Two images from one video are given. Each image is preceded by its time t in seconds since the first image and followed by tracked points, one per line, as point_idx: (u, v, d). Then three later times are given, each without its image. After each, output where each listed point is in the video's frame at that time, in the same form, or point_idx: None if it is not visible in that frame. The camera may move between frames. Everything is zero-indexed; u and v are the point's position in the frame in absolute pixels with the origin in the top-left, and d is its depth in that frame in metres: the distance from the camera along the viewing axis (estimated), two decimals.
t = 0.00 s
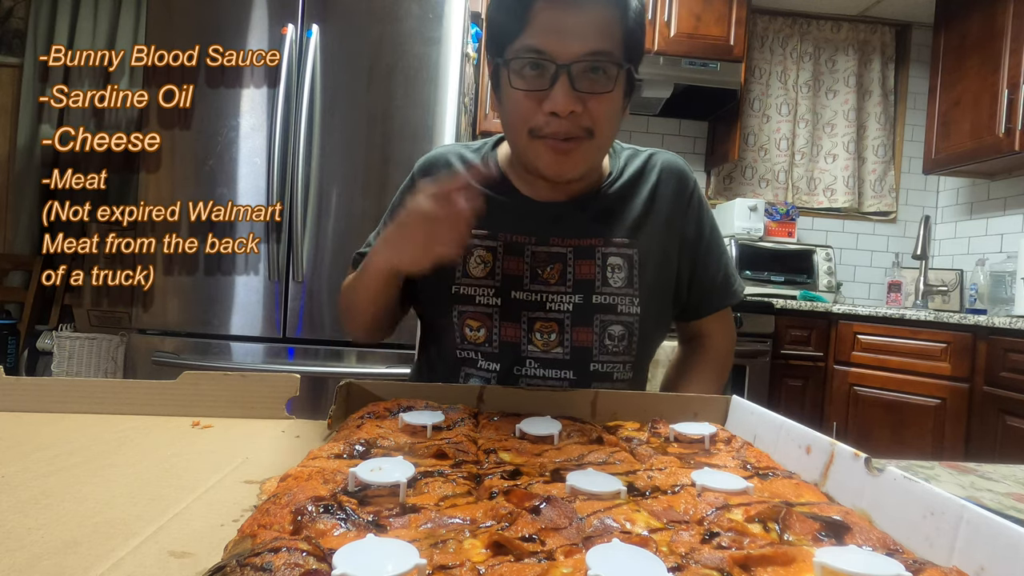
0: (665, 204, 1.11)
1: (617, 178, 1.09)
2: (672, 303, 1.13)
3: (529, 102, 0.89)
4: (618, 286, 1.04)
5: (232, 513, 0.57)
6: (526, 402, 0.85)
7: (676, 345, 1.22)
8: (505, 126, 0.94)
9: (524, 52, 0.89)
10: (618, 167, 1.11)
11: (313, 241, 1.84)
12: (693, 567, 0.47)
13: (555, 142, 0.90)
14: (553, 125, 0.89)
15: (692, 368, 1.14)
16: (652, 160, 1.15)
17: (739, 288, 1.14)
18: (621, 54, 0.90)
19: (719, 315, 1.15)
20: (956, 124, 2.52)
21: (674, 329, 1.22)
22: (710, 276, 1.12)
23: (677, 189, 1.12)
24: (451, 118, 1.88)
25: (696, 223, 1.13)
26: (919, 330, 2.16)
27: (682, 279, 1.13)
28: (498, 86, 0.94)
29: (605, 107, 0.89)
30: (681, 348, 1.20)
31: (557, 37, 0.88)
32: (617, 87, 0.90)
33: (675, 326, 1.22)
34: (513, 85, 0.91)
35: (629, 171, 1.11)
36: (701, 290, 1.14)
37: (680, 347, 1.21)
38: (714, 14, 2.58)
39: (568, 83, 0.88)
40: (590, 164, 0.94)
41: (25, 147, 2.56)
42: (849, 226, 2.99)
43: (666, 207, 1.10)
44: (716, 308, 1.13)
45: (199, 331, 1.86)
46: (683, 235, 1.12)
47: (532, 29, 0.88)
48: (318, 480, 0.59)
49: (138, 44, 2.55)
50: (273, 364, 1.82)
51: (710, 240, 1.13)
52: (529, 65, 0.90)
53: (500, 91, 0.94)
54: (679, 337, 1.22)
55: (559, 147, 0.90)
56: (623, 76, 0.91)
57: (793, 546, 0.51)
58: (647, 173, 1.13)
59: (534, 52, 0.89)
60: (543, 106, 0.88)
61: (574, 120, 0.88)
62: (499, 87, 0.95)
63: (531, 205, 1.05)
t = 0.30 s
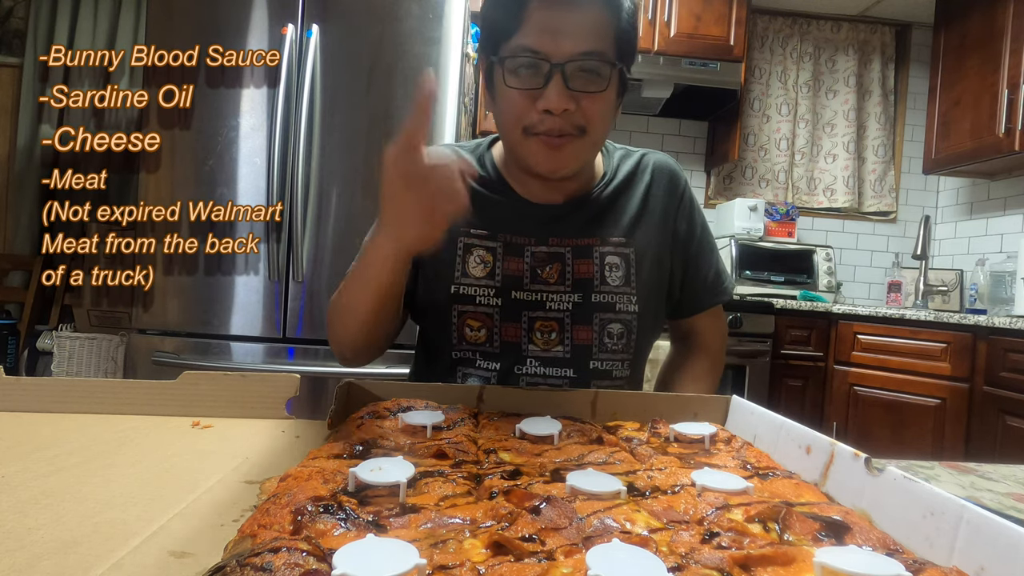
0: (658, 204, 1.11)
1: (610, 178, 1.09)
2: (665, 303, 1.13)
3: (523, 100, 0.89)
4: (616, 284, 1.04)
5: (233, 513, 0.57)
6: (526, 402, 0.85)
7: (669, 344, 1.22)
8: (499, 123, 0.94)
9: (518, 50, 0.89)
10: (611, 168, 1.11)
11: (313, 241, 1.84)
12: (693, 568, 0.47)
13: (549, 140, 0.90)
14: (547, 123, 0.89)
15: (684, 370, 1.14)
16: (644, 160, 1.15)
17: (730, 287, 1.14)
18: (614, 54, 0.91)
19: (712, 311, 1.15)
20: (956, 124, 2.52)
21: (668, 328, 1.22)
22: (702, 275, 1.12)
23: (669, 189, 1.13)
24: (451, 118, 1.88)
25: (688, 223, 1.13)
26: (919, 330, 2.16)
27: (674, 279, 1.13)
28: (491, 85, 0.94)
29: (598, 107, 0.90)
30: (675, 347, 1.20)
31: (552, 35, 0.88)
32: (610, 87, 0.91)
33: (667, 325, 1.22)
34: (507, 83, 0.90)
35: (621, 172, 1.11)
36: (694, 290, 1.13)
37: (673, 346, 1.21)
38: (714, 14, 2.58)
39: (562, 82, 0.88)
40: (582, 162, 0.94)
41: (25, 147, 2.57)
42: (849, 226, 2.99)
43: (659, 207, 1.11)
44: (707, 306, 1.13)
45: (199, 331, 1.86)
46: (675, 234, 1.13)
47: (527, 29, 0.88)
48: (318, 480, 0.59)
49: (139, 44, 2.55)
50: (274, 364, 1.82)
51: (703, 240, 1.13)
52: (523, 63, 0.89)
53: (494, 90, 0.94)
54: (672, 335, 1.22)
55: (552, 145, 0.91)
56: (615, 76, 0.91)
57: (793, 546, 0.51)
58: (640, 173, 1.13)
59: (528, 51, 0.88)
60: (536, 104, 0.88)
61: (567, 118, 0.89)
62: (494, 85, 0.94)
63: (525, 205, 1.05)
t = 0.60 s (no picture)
0: (656, 202, 1.11)
1: (608, 177, 1.09)
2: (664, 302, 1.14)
3: (522, 101, 0.89)
4: (614, 285, 1.04)
5: (232, 513, 0.57)
6: (525, 402, 0.85)
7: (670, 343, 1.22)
8: (497, 122, 0.94)
9: (519, 51, 0.88)
10: (609, 167, 1.11)
11: (313, 241, 1.84)
12: (693, 568, 0.47)
13: (547, 144, 0.91)
14: (546, 124, 0.89)
15: (687, 368, 1.13)
16: (642, 158, 1.15)
17: (731, 285, 1.14)
18: (614, 56, 0.90)
19: (713, 310, 1.15)
20: (956, 124, 2.52)
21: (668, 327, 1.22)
22: (701, 273, 1.12)
23: (667, 188, 1.13)
24: (451, 118, 1.88)
25: (687, 221, 1.13)
26: (919, 330, 2.16)
27: (673, 277, 1.14)
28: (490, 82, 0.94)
29: (598, 110, 0.90)
30: (676, 347, 1.20)
31: (551, 35, 0.86)
32: (609, 90, 0.91)
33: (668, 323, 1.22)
34: (507, 83, 0.90)
35: (620, 171, 1.11)
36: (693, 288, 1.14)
37: (674, 344, 1.21)
38: (714, 14, 2.58)
39: (562, 84, 0.87)
40: (578, 163, 0.95)
41: (25, 147, 2.57)
42: (849, 226, 2.99)
43: (658, 205, 1.11)
44: (708, 304, 1.13)
45: (199, 331, 1.86)
46: (674, 232, 1.13)
47: (527, 29, 0.87)
48: (318, 480, 0.59)
49: (139, 44, 2.55)
50: (273, 364, 1.81)
51: (702, 237, 1.13)
52: (523, 64, 0.89)
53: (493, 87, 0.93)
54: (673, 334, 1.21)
55: (549, 146, 0.91)
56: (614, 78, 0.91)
57: (793, 546, 0.51)
58: (639, 171, 1.13)
59: (528, 52, 0.88)
60: (536, 105, 0.88)
61: (566, 120, 0.89)
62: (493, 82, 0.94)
63: (523, 206, 1.04)
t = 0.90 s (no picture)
0: (658, 202, 1.11)
1: (609, 178, 1.09)
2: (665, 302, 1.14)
3: (521, 106, 0.89)
4: (613, 288, 1.04)
5: (232, 513, 0.57)
6: (524, 403, 0.85)
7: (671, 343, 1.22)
8: (496, 128, 0.94)
9: (517, 57, 0.88)
10: (609, 168, 1.11)
11: (313, 241, 1.84)
12: (693, 568, 0.47)
13: (547, 148, 0.91)
14: (546, 129, 0.89)
15: (689, 368, 1.13)
16: (644, 159, 1.15)
17: (732, 286, 1.14)
18: (612, 58, 0.90)
19: (714, 311, 1.15)
20: (956, 124, 2.52)
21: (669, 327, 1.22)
22: (703, 274, 1.12)
23: (669, 189, 1.13)
24: (451, 118, 1.88)
25: (689, 221, 1.13)
26: (919, 330, 2.16)
27: (674, 278, 1.14)
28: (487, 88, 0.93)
29: (600, 112, 0.90)
30: (676, 347, 1.20)
31: (548, 41, 0.86)
32: (608, 92, 0.91)
33: (669, 324, 1.22)
34: (507, 89, 0.90)
35: (621, 172, 1.11)
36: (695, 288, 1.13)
37: (676, 343, 1.21)
38: (714, 14, 2.58)
39: (562, 88, 0.87)
40: (580, 166, 0.95)
41: (24, 147, 2.57)
42: (849, 226, 2.99)
43: (659, 206, 1.11)
44: (710, 305, 1.13)
45: (199, 331, 1.86)
46: (675, 233, 1.13)
47: (524, 35, 0.87)
48: (318, 480, 0.59)
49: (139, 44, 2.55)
50: (273, 364, 1.81)
51: (703, 238, 1.13)
52: (520, 69, 0.88)
53: (491, 93, 0.93)
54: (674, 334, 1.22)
55: (549, 151, 0.91)
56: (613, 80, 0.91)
57: (793, 546, 0.51)
58: (640, 172, 1.13)
59: (526, 57, 0.87)
60: (536, 110, 0.88)
61: (566, 123, 0.89)
62: (491, 88, 0.93)
63: (523, 208, 1.05)
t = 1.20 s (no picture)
0: (661, 203, 1.11)
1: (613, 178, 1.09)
2: (666, 303, 1.14)
3: (585, 135, 0.84)
4: (618, 287, 1.04)
5: (232, 513, 0.57)
6: (525, 403, 0.85)
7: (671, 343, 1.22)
8: (551, 146, 0.89)
9: (580, 86, 0.80)
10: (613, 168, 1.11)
11: (313, 241, 1.84)
12: (693, 568, 0.47)
13: (605, 174, 0.90)
14: (610, 155, 0.87)
15: (689, 368, 1.13)
16: (647, 158, 1.15)
17: (733, 286, 1.14)
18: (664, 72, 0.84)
19: (715, 311, 1.15)
20: (956, 124, 2.52)
21: (669, 327, 1.22)
22: (705, 275, 1.12)
23: (672, 189, 1.13)
24: (451, 118, 1.88)
25: (691, 222, 1.13)
26: (919, 330, 2.16)
27: (676, 278, 1.14)
28: (535, 109, 0.86)
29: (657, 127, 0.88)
30: (676, 347, 1.20)
31: (625, 73, 0.79)
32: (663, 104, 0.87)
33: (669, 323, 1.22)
34: (569, 118, 0.83)
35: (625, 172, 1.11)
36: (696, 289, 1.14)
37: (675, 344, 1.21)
38: (714, 14, 2.58)
39: (629, 115, 0.82)
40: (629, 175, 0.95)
41: (24, 148, 2.57)
42: (849, 226, 2.99)
43: (662, 206, 1.11)
44: (710, 305, 1.13)
45: (199, 331, 1.86)
46: (677, 234, 1.13)
47: (598, 64, 0.78)
48: (318, 480, 0.59)
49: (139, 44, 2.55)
50: (273, 364, 1.81)
51: (705, 239, 1.13)
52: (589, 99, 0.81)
53: (542, 115, 0.85)
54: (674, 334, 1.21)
55: (611, 173, 0.90)
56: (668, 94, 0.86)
57: (793, 546, 0.51)
58: (643, 171, 1.13)
59: (592, 86, 0.80)
60: (602, 139, 0.84)
61: (629, 146, 0.86)
62: (540, 109, 0.85)
63: (529, 207, 1.04)
